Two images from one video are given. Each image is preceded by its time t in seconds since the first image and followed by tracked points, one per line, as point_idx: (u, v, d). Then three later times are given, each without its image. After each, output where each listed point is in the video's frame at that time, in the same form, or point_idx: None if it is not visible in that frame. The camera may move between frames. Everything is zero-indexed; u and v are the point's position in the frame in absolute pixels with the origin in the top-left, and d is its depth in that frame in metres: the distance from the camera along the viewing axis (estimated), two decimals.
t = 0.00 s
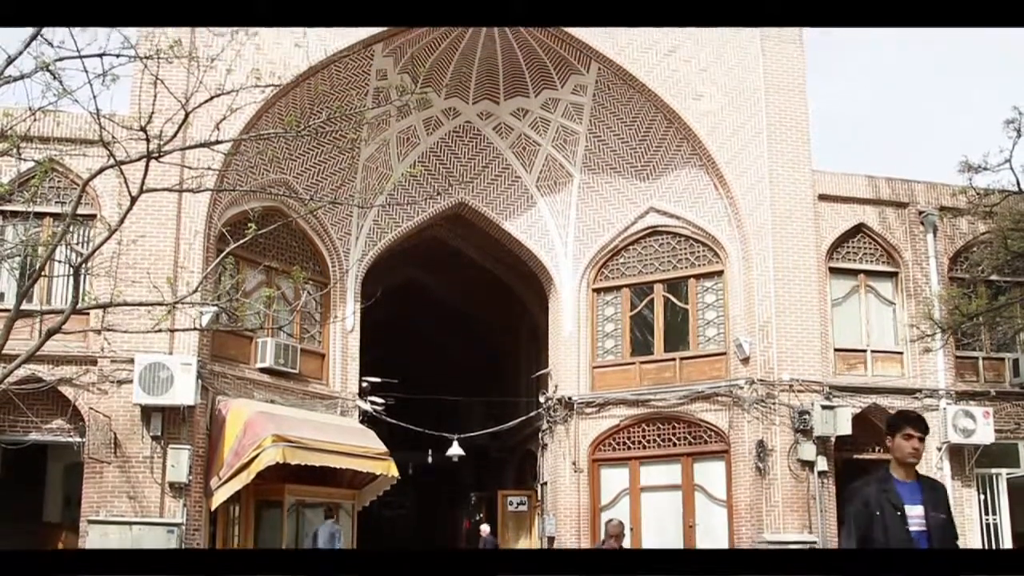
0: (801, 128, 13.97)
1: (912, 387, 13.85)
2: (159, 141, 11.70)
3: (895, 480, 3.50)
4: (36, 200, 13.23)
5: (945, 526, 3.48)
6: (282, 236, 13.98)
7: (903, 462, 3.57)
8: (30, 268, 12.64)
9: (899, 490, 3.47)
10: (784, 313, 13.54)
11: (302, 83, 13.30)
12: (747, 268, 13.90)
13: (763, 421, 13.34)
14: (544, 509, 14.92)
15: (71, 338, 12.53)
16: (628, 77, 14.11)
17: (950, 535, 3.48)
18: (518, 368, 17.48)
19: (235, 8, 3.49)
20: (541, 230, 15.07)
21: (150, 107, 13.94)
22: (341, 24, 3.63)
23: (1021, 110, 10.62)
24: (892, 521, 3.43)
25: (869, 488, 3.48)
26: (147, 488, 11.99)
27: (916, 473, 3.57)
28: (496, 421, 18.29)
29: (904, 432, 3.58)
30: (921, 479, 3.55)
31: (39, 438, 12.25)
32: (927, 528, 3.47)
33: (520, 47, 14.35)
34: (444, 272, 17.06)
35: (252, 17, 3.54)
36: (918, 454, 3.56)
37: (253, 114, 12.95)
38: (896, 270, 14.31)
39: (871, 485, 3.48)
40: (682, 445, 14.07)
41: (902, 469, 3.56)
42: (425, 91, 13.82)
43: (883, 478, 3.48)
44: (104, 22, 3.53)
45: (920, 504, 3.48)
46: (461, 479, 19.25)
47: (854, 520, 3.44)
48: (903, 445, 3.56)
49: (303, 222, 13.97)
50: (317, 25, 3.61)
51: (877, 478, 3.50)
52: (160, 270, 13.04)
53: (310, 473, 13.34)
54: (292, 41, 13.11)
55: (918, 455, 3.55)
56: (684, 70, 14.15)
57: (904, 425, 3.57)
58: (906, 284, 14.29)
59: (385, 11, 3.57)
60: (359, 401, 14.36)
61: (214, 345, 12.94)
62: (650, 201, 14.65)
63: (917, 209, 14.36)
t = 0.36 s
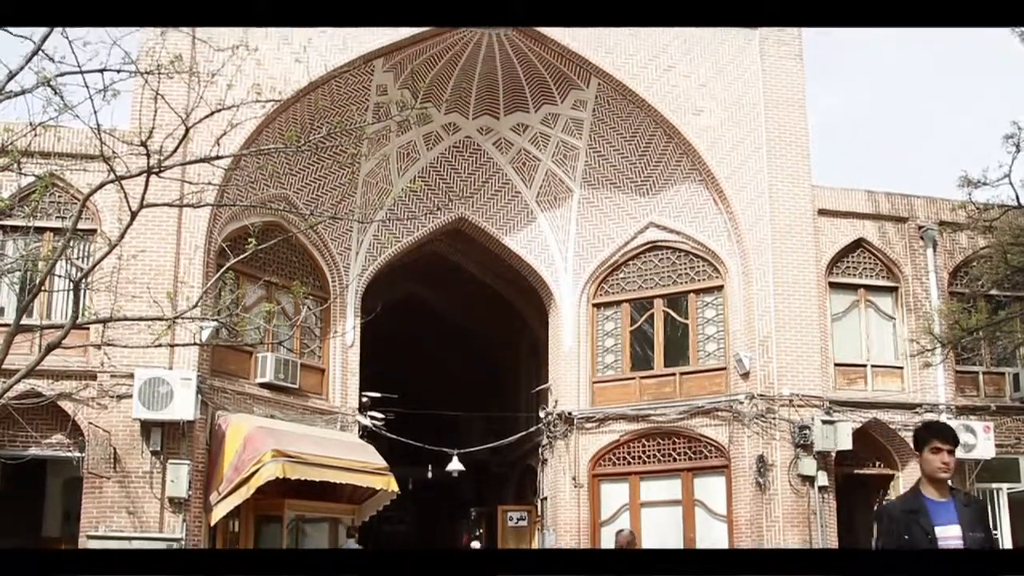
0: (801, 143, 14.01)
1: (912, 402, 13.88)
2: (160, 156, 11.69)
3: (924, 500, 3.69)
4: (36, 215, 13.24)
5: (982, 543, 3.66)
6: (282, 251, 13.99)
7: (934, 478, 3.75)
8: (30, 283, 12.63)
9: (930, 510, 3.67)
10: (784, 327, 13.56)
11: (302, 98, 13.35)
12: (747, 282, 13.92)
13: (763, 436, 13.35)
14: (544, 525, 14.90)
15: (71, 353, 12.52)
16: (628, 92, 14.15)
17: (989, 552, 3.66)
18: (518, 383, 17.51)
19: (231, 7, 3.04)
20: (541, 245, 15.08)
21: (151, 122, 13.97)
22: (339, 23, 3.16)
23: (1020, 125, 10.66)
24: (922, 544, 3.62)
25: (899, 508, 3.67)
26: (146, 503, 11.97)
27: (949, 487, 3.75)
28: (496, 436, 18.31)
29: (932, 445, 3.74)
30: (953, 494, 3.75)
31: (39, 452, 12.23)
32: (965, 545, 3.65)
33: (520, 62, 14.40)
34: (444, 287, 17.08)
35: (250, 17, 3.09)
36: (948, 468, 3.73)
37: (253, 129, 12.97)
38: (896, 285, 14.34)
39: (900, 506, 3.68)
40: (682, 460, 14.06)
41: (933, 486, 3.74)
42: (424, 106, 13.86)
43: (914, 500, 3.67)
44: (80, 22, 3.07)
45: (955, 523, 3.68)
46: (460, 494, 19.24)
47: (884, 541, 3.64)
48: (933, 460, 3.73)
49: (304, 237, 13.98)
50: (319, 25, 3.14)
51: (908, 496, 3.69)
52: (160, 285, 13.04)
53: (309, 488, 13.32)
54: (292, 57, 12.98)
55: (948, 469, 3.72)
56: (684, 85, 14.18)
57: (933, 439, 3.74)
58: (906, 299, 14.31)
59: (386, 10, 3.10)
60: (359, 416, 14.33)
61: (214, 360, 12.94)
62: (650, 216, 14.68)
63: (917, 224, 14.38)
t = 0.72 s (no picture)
0: (800, 158, 14.12)
1: (913, 416, 13.86)
2: (160, 171, 11.67)
3: (963, 495, 3.58)
4: (36, 229, 13.23)
5: (1015, 540, 3.60)
6: (282, 266, 14.00)
7: (967, 475, 3.66)
8: (30, 297, 12.63)
9: (969, 504, 3.55)
10: (784, 342, 13.58)
11: (302, 112, 13.35)
12: (746, 297, 13.95)
13: (763, 451, 13.36)
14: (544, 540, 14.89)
15: (71, 367, 12.51)
16: (628, 107, 14.19)
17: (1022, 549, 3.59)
18: (517, 398, 17.54)
19: (232, 8, 3.29)
20: (541, 260, 15.08)
21: (151, 137, 14.01)
22: (342, 24, 3.40)
23: (1019, 139, 10.68)
24: (964, 537, 3.49)
25: (938, 502, 3.53)
26: (145, 517, 11.95)
27: (981, 484, 3.67)
28: (496, 451, 18.34)
29: (967, 439, 3.68)
30: (984, 492, 3.66)
31: (38, 466, 12.21)
32: (1000, 543, 3.56)
33: (520, 77, 14.41)
34: (444, 302, 17.10)
35: (250, 18, 3.35)
36: (982, 463, 3.66)
37: (253, 144, 12.97)
38: (896, 299, 14.36)
39: (938, 499, 3.54)
40: (682, 475, 14.04)
41: (967, 482, 3.64)
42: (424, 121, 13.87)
43: (954, 493, 3.55)
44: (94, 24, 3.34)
45: (990, 520, 3.58)
46: (460, 508, 19.23)
47: (923, 537, 3.50)
48: (969, 455, 3.65)
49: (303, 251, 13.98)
50: (317, 25, 3.39)
51: (946, 491, 3.57)
52: (160, 299, 13.04)
53: (309, 502, 13.29)
54: (292, 70, 13.30)
55: (984, 465, 3.65)
56: (683, 100, 14.29)
57: (967, 432, 3.68)
58: (906, 313, 14.34)
59: (386, 11, 3.34)
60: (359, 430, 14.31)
61: (214, 374, 12.93)
62: (650, 230, 14.70)
63: (916, 238, 14.40)
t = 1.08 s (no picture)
0: (800, 171, 14.18)
1: (913, 430, 13.87)
2: (161, 184, 11.68)
3: None
4: (36, 242, 13.24)
5: None
6: (282, 279, 14.00)
7: None
8: (30, 310, 12.62)
9: None
10: (784, 355, 13.60)
11: (302, 126, 13.35)
12: (746, 310, 13.97)
13: (763, 465, 13.37)
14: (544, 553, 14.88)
15: (71, 380, 12.50)
16: (628, 120, 14.22)
17: None
18: (518, 412, 17.52)
19: (235, 9, 4.00)
20: (541, 273, 15.08)
21: (152, 150, 14.04)
22: (346, 24, 4.12)
23: (1018, 153, 10.72)
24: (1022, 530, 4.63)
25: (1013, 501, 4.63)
26: (145, 531, 11.93)
27: None
28: (496, 465, 18.32)
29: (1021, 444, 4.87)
30: None
31: (37, 480, 12.21)
32: None
33: (519, 91, 14.44)
34: (444, 315, 17.10)
35: (251, 17, 4.06)
36: None
37: (253, 158, 13.00)
38: (896, 312, 14.38)
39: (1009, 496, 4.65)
40: (682, 488, 14.04)
41: None
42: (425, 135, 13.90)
43: None
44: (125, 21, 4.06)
45: None
46: (460, 522, 19.20)
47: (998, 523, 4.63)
48: None
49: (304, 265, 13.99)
50: (313, 24, 4.10)
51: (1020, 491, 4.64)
52: (160, 313, 13.05)
53: (309, 516, 13.27)
54: (292, 84, 13.32)
55: None
56: (683, 113, 14.32)
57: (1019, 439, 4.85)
58: (907, 326, 14.35)
59: (384, 12, 4.05)
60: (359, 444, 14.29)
61: (214, 388, 12.91)
62: (650, 243, 14.70)
63: (916, 251, 14.42)
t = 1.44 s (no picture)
0: (800, 186, 14.23)
1: (913, 444, 13.86)
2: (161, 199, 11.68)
3: None
4: (36, 257, 13.22)
5: None
6: (282, 294, 14.00)
7: None
8: (30, 325, 12.60)
9: None
10: (784, 370, 13.61)
11: (303, 141, 13.36)
12: (746, 325, 13.99)
13: (763, 479, 13.37)
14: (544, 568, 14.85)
15: (70, 395, 12.47)
16: (628, 135, 14.25)
17: None
18: (518, 426, 17.51)
19: (235, 8, 3.97)
20: (541, 288, 15.07)
21: (152, 164, 14.05)
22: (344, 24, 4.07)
23: (1018, 167, 10.76)
24: None
25: None
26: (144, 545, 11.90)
27: None
28: (496, 479, 18.30)
29: None
30: None
31: (37, 494, 12.20)
32: None
33: (520, 105, 14.48)
34: (444, 329, 17.10)
35: (251, 18, 4.02)
36: None
37: (253, 172, 13.01)
38: (896, 326, 14.39)
39: None
40: (682, 503, 14.02)
41: None
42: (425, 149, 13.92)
43: None
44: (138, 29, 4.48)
45: None
46: (460, 537, 19.15)
47: None
48: None
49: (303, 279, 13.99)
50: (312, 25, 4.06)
51: None
52: (160, 327, 13.04)
53: (308, 531, 13.23)
54: (292, 99, 13.36)
55: None
56: (683, 128, 14.36)
57: None
58: (907, 340, 14.36)
59: (384, 12, 4.00)
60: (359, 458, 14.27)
61: (214, 402, 12.90)
62: (649, 258, 14.72)
63: (915, 265, 14.44)
